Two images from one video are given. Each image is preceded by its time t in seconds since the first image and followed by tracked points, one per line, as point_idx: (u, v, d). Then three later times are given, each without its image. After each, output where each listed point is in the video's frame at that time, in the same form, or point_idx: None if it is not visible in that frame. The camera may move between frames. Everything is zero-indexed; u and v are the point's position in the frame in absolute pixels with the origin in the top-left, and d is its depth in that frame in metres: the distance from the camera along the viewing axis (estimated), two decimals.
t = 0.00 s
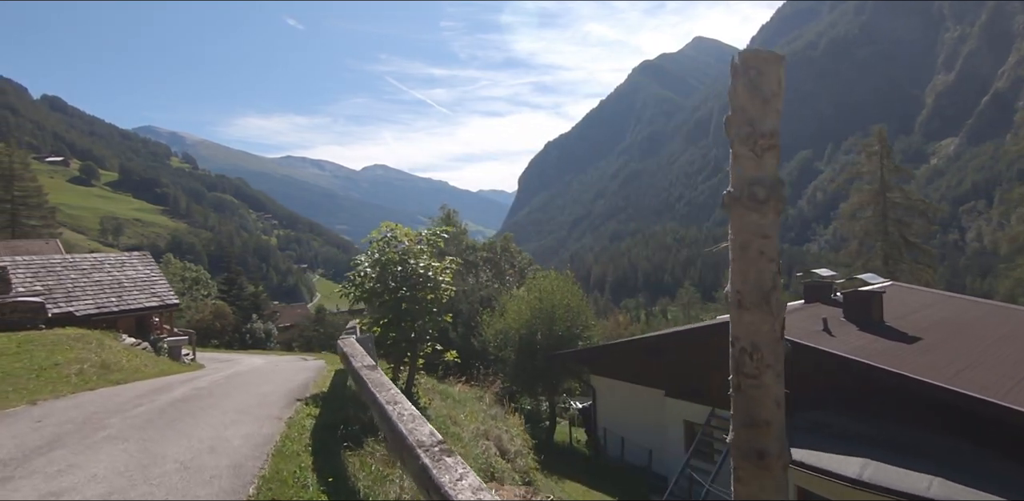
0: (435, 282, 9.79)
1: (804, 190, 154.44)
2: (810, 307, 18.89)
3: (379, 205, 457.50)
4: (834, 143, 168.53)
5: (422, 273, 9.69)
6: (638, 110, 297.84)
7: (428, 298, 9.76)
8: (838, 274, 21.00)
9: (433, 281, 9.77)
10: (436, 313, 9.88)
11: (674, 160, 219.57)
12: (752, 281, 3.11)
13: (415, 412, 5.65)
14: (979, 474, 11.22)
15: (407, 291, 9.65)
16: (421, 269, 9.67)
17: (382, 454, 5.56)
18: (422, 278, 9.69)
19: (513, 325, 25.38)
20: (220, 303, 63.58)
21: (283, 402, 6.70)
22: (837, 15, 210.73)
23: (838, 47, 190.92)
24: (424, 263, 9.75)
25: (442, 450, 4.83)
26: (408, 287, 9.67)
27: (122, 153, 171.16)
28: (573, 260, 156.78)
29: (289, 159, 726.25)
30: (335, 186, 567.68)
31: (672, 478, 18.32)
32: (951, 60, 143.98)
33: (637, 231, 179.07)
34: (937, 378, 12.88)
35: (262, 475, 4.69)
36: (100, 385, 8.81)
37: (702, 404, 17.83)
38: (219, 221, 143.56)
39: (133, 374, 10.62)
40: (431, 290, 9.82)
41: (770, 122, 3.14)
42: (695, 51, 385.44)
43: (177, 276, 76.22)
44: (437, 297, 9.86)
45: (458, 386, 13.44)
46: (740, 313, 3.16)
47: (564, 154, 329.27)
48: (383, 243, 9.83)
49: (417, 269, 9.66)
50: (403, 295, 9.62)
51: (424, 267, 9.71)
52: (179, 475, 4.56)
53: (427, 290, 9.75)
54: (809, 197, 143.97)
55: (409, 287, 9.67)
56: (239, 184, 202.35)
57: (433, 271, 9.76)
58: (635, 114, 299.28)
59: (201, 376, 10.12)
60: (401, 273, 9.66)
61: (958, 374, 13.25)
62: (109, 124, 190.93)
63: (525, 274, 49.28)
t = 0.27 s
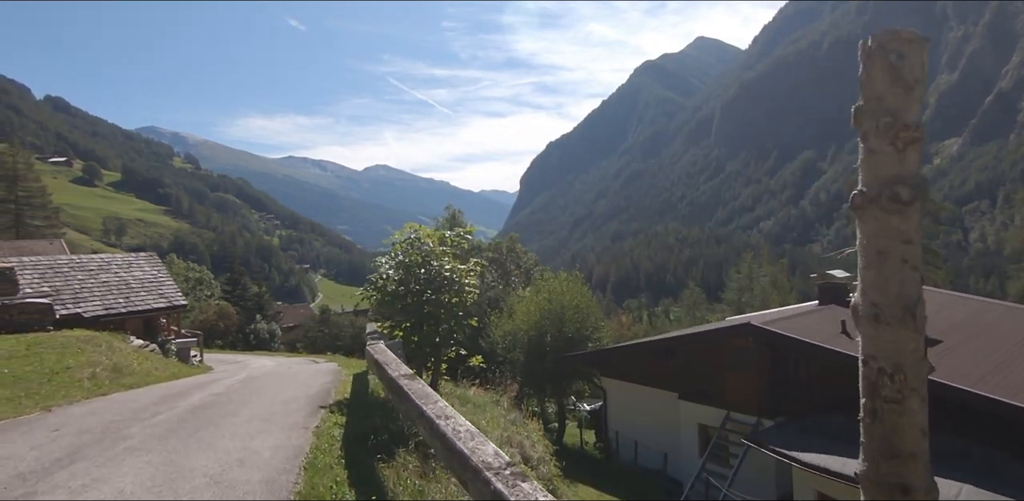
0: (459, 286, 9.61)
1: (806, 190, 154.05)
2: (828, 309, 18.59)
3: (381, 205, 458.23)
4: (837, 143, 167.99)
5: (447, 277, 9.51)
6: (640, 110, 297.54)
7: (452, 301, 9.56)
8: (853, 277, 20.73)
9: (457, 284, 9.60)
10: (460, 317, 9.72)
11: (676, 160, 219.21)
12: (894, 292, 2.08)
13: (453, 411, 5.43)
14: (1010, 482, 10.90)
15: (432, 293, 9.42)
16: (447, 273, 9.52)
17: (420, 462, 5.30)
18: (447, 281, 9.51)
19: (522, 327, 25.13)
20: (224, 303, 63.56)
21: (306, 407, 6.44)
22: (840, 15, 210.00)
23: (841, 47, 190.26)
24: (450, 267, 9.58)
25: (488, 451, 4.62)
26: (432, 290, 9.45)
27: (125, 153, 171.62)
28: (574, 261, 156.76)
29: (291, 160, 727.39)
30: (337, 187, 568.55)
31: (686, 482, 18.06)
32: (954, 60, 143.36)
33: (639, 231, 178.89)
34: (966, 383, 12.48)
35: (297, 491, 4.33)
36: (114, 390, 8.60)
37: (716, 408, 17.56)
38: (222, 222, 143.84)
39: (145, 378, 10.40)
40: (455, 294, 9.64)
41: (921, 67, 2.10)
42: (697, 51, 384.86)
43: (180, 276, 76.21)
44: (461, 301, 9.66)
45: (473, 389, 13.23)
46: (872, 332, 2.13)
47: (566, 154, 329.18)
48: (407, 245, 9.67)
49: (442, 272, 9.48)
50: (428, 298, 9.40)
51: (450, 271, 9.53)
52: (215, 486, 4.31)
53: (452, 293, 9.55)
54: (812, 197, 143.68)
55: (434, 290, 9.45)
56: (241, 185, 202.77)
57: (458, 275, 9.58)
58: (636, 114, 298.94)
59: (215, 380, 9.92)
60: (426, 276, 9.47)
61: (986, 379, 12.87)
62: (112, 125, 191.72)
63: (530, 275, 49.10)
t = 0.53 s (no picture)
0: (482, 290, 9.56)
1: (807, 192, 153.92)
2: (843, 312, 18.40)
3: (381, 206, 458.46)
4: (838, 144, 167.76)
5: (471, 282, 9.46)
6: (641, 111, 297.46)
7: (475, 304, 9.46)
8: (866, 279, 20.46)
9: (480, 288, 9.55)
10: (485, 321, 9.62)
11: (677, 161, 219.14)
12: None
13: (492, 415, 4.89)
14: None
15: (456, 297, 9.32)
16: (471, 278, 9.47)
17: (451, 478, 4.59)
18: (470, 286, 9.45)
19: (530, 330, 24.89)
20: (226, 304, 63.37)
21: (331, 414, 6.22)
22: (841, 16, 209.73)
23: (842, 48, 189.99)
24: (472, 270, 9.53)
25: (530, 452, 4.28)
26: (455, 294, 9.37)
27: (126, 153, 171.63)
28: (575, 262, 156.73)
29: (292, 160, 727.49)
30: (337, 187, 568.56)
31: (701, 489, 17.77)
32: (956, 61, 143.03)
33: (640, 232, 178.67)
34: (991, 389, 12.19)
35: None
36: (126, 397, 8.38)
37: (729, 412, 17.37)
38: (224, 222, 143.84)
39: (156, 383, 10.16)
40: (478, 298, 9.56)
41: None
42: (698, 53, 385.25)
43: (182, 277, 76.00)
44: (484, 305, 9.59)
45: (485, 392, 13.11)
46: None
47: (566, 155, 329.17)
48: (428, 250, 9.60)
49: (465, 276, 9.42)
50: (452, 303, 9.29)
51: (472, 275, 9.50)
52: (245, 498, 4.02)
53: (476, 297, 9.49)
54: (813, 198, 143.56)
55: (457, 294, 9.37)
56: (242, 185, 202.65)
57: (480, 280, 9.57)
58: (637, 115, 298.75)
59: (228, 385, 9.69)
60: (450, 280, 9.40)
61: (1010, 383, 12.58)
62: (113, 125, 191.76)
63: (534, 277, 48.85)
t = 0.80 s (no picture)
0: (508, 293, 9.00)
1: (807, 192, 153.76)
2: (862, 314, 18.09)
3: (381, 206, 458.20)
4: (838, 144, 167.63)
5: (497, 286, 8.91)
6: (641, 111, 297.25)
7: (501, 308, 8.94)
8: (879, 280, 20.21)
9: (507, 291, 8.99)
10: (512, 326, 9.04)
11: (677, 162, 219.00)
12: None
13: (541, 425, 4.43)
14: None
15: (481, 299, 8.83)
16: (497, 281, 8.93)
17: (489, 491, 4.28)
18: (495, 288, 8.93)
19: (537, 332, 24.71)
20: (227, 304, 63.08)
21: (357, 423, 6.00)
22: (841, 16, 209.41)
23: (843, 48, 189.67)
24: (498, 272, 9.02)
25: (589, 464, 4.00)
26: (479, 296, 8.87)
27: (126, 153, 171.40)
28: (575, 262, 156.59)
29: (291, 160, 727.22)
30: (337, 187, 568.13)
31: (714, 494, 17.52)
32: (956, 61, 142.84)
33: (640, 232, 178.47)
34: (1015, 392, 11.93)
35: None
36: (136, 402, 8.11)
37: (741, 415, 17.17)
38: (223, 222, 143.49)
39: (165, 386, 9.91)
40: (504, 301, 9.03)
41: None
42: (698, 53, 385.07)
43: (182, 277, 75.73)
44: (510, 309, 9.01)
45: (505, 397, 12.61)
46: None
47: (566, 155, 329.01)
48: (452, 250, 9.12)
49: (491, 277, 8.91)
50: (477, 305, 8.78)
51: (498, 277, 8.97)
52: None
53: (502, 300, 8.93)
54: (813, 198, 143.53)
55: (482, 298, 8.84)
56: (242, 186, 202.36)
57: (507, 283, 9.03)
58: (637, 115, 298.50)
59: (239, 388, 9.44)
60: (474, 282, 8.92)
61: None
62: (113, 125, 191.48)
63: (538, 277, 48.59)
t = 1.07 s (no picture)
0: (540, 296, 7.60)
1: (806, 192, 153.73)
2: (875, 316, 17.88)
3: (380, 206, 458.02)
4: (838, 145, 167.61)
5: (528, 291, 7.53)
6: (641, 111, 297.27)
7: (530, 316, 7.58)
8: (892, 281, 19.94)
9: (535, 295, 7.60)
10: (541, 332, 7.72)
11: (677, 162, 219.10)
12: None
13: (609, 442, 4.10)
14: None
15: (508, 302, 7.48)
16: (527, 285, 7.54)
17: None
18: (529, 292, 7.54)
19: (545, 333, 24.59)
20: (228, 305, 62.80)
21: (382, 432, 5.75)
22: (841, 17, 209.22)
23: (842, 49, 189.45)
24: (533, 273, 7.59)
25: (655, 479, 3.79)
26: (508, 304, 7.47)
27: (125, 153, 171.12)
28: (574, 263, 156.47)
29: (290, 160, 726.19)
30: (336, 187, 567.70)
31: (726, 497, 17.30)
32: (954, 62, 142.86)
33: (640, 233, 178.37)
34: None
35: None
36: (148, 408, 7.87)
37: (755, 419, 16.89)
38: (222, 222, 143.06)
39: (176, 392, 9.65)
40: (533, 305, 7.67)
41: None
42: (697, 53, 385.20)
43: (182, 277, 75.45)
44: (541, 315, 7.64)
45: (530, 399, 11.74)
46: None
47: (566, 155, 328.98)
48: (479, 246, 7.70)
49: (521, 280, 7.51)
50: (505, 312, 7.46)
51: (529, 278, 7.58)
52: None
53: (530, 305, 7.56)
54: (812, 199, 143.50)
55: (514, 301, 7.48)
56: (242, 186, 202.04)
57: (538, 285, 7.62)
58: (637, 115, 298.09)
59: (253, 394, 9.17)
60: (503, 284, 7.50)
61: None
62: (112, 124, 191.11)
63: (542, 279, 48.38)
